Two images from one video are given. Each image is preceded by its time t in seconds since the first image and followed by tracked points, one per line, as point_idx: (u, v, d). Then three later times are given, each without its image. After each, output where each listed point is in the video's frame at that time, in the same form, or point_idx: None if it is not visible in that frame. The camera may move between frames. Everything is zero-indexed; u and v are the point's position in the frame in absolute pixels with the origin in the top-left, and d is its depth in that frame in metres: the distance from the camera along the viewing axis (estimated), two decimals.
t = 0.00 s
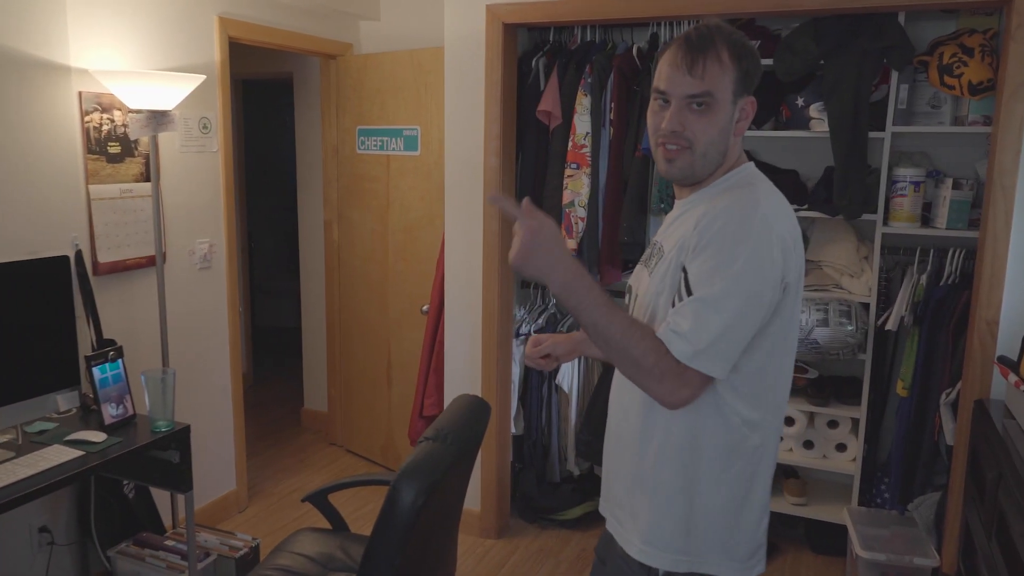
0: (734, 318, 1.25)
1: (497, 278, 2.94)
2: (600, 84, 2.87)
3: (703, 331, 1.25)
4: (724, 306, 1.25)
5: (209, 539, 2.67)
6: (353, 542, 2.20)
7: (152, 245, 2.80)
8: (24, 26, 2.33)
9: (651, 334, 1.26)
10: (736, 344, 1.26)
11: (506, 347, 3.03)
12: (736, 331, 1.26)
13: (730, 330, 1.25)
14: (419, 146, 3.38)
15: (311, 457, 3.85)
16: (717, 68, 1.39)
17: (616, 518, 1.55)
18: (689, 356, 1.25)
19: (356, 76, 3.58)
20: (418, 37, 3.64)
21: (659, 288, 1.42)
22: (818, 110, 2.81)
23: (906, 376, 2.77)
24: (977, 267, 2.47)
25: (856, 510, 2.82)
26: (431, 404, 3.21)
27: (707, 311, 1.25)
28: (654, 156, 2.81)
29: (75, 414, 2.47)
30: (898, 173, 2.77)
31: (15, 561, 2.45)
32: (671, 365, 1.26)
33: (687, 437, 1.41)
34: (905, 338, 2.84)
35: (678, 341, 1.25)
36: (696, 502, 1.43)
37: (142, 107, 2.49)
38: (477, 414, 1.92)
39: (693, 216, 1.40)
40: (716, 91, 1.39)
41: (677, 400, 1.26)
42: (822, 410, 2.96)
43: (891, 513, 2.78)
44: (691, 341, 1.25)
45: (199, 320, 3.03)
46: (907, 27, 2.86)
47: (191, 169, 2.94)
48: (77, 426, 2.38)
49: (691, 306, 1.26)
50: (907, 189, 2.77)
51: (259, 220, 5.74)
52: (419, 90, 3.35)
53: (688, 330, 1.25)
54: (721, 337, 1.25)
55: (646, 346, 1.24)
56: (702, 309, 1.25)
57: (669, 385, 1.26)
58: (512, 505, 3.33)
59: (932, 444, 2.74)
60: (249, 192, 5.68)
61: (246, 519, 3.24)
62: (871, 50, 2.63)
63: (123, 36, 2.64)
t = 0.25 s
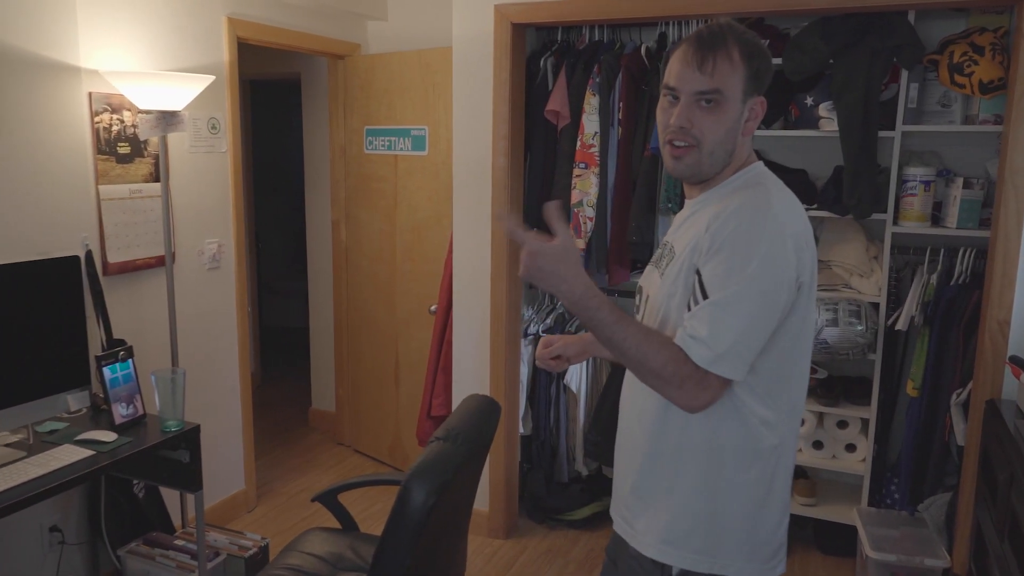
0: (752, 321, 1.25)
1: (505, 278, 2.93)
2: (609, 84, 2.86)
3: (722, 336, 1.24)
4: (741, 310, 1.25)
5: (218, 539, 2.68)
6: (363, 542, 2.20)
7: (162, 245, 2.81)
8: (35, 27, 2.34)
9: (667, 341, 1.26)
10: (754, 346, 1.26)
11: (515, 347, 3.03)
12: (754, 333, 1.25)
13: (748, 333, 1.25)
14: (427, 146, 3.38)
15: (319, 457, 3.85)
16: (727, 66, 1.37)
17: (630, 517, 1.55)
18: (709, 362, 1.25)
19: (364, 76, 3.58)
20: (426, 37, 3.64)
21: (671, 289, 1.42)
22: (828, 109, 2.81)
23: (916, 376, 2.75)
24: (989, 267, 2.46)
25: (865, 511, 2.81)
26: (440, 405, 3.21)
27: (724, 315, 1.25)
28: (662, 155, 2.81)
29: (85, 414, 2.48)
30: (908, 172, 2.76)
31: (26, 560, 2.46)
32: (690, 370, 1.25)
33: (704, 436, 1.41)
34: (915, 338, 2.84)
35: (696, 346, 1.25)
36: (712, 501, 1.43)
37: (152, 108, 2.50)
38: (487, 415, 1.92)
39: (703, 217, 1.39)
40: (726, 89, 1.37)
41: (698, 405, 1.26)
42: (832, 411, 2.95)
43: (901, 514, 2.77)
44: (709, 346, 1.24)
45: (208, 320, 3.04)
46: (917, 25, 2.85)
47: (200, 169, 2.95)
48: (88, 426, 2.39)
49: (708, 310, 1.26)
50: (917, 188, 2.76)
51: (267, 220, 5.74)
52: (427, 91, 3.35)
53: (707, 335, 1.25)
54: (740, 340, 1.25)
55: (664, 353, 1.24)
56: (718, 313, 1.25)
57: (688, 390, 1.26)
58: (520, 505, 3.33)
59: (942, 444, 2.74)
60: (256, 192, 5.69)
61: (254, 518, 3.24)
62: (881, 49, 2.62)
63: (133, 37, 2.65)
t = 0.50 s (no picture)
0: (768, 324, 1.25)
1: (514, 279, 2.93)
2: (617, 83, 2.87)
3: (738, 339, 1.24)
4: (757, 313, 1.24)
5: (227, 539, 2.68)
6: (373, 542, 2.20)
7: (171, 246, 2.82)
8: (46, 28, 2.34)
9: (682, 347, 1.27)
10: (770, 349, 1.26)
11: (523, 347, 3.03)
12: (770, 336, 1.25)
13: (764, 336, 1.25)
14: (435, 147, 3.38)
15: (327, 457, 3.86)
16: (734, 67, 1.37)
17: (640, 518, 1.54)
18: (726, 366, 1.25)
19: (372, 76, 3.58)
20: (433, 37, 3.64)
21: (685, 291, 1.41)
22: (837, 109, 2.80)
23: (927, 376, 2.74)
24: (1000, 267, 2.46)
25: (875, 512, 2.81)
26: (448, 405, 3.21)
27: (740, 318, 1.24)
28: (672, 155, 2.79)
29: (96, 414, 2.49)
30: (919, 172, 2.75)
31: (36, 559, 2.47)
32: (706, 374, 1.26)
33: (716, 437, 1.40)
34: (926, 339, 2.82)
35: (712, 351, 1.25)
36: (723, 503, 1.42)
37: (161, 108, 2.50)
38: (498, 415, 1.92)
39: (717, 218, 1.39)
40: (734, 89, 1.37)
41: (714, 407, 1.27)
42: (841, 412, 2.95)
43: (911, 515, 2.76)
44: (725, 350, 1.24)
45: (217, 320, 3.05)
46: (927, 25, 2.84)
47: (209, 170, 2.96)
48: (98, 426, 2.40)
49: (724, 314, 1.25)
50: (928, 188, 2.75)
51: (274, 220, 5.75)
52: (435, 91, 3.35)
53: (723, 339, 1.25)
54: (756, 344, 1.25)
55: (678, 359, 1.25)
56: (733, 317, 1.25)
57: (704, 393, 1.26)
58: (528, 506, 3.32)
59: (954, 445, 2.72)
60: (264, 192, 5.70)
61: (263, 518, 3.25)
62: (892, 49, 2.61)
63: (142, 38, 2.66)
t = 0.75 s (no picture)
0: (785, 329, 1.25)
1: (523, 279, 2.93)
2: (627, 84, 2.86)
3: (754, 345, 1.24)
4: (773, 319, 1.24)
5: (238, 539, 2.69)
6: (384, 542, 2.21)
7: (182, 246, 2.83)
8: (59, 30, 2.36)
9: (698, 353, 1.27)
10: (786, 355, 1.26)
11: (533, 348, 3.03)
12: (787, 342, 1.26)
13: (780, 342, 1.25)
14: (444, 148, 3.38)
15: (336, 458, 3.87)
16: (707, 73, 1.35)
17: (652, 520, 1.54)
18: (742, 372, 1.25)
19: (381, 77, 3.59)
20: (442, 38, 3.64)
21: (699, 294, 1.41)
22: (848, 109, 2.79)
23: (938, 379, 2.73)
24: (1012, 269, 2.45)
25: (885, 514, 2.80)
26: (457, 406, 3.22)
27: (756, 324, 1.24)
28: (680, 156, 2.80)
29: (107, 414, 2.50)
30: (930, 172, 2.75)
31: (49, 559, 2.48)
32: (722, 380, 1.26)
33: (730, 440, 1.40)
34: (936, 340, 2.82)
35: (729, 357, 1.25)
36: (736, 505, 1.42)
37: (173, 110, 2.51)
38: (510, 416, 1.92)
39: (731, 222, 1.38)
40: (709, 95, 1.35)
41: (729, 413, 1.28)
42: (851, 413, 2.94)
43: (922, 517, 2.75)
44: (741, 356, 1.25)
45: (227, 320, 3.06)
46: (938, 25, 2.83)
47: (220, 171, 2.97)
48: (110, 426, 2.41)
49: (740, 320, 1.25)
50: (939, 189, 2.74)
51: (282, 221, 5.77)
52: (444, 92, 3.35)
53: (739, 345, 1.25)
54: (772, 349, 1.25)
55: (694, 365, 1.26)
56: (750, 323, 1.25)
57: (721, 400, 1.27)
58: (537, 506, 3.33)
59: (965, 448, 2.70)
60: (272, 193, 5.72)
61: (273, 519, 3.26)
62: (903, 49, 2.60)
63: (154, 40, 2.67)
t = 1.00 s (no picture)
0: (792, 332, 1.25)
1: (532, 280, 2.94)
2: (636, 85, 2.87)
3: (762, 348, 1.24)
4: (781, 321, 1.24)
5: (248, 538, 2.71)
6: (394, 542, 2.21)
7: (193, 247, 2.84)
8: (72, 31, 2.37)
9: (705, 356, 1.28)
10: (794, 357, 1.26)
11: (542, 348, 3.03)
12: (794, 344, 1.26)
13: (788, 344, 1.25)
14: (453, 148, 3.39)
15: (344, 457, 3.88)
16: (711, 75, 1.36)
17: (662, 520, 1.55)
18: (750, 374, 1.25)
19: (390, 78, 3.60)
20: (451, 39, 3.65)
21: (707, 297, 1.42)
22: (858, 110, 2.79)
23: (948, 380, 2.72)
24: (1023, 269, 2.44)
25: (894, 514, 2.81)
26: (466, 406, 3.22)
27: (764, 326, 1.24)
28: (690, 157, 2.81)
29: (119, 414, 2.51)
30: (940, 173, 2.74)
31: (61, 557, 2.50)
32: (731, 383, 1.26)
33: (740, 441, 1.40)
34: (947, 341, 2.80)
35: (737, 360, 1.25)
36: (746, 506, 1.42)
37: (184, 111, 2.53)
38: (521, 417, 1.93)
39: (739, 225, 1.38)
40: (715, 97, 1.36)
41: (737, 415, 1.28)
42: (860, 414, 2.93)
43: (931, 518, 2.74)
44: (749, 358, 1.25)
45: (238, 321, 3.07)
46: (949, 26, 2.83)
47: (231, 172, 2.98)
48: (122, 426, 2.42)
49: (747, 322, 1.26)
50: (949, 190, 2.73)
51: (291, 221, 5.79)
52: (453, 93, 3.36)
53: (747, 347, 1.25)
54: (780, 351, 1.25)
55: (702, 368, 1.26)
56: (758, 325, 1.25)
57: (729, 402, 1.27)
58: (545, 507, 3.33)
59: (975, 449, 2.69)
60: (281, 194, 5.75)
61: (282, 518, 3.27)
62: (914, 49, 2.60)
63: (166, 42, 2.68)
